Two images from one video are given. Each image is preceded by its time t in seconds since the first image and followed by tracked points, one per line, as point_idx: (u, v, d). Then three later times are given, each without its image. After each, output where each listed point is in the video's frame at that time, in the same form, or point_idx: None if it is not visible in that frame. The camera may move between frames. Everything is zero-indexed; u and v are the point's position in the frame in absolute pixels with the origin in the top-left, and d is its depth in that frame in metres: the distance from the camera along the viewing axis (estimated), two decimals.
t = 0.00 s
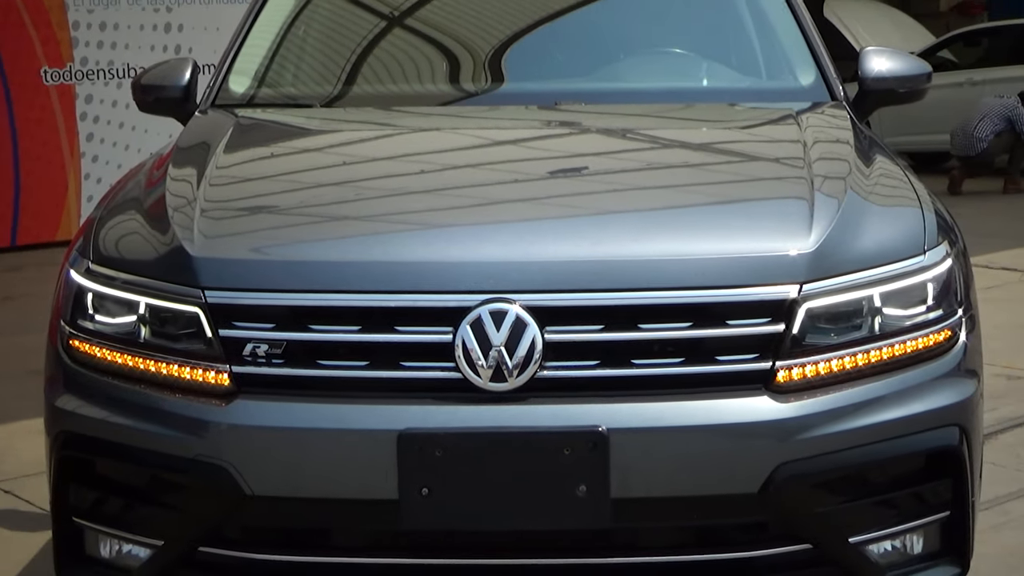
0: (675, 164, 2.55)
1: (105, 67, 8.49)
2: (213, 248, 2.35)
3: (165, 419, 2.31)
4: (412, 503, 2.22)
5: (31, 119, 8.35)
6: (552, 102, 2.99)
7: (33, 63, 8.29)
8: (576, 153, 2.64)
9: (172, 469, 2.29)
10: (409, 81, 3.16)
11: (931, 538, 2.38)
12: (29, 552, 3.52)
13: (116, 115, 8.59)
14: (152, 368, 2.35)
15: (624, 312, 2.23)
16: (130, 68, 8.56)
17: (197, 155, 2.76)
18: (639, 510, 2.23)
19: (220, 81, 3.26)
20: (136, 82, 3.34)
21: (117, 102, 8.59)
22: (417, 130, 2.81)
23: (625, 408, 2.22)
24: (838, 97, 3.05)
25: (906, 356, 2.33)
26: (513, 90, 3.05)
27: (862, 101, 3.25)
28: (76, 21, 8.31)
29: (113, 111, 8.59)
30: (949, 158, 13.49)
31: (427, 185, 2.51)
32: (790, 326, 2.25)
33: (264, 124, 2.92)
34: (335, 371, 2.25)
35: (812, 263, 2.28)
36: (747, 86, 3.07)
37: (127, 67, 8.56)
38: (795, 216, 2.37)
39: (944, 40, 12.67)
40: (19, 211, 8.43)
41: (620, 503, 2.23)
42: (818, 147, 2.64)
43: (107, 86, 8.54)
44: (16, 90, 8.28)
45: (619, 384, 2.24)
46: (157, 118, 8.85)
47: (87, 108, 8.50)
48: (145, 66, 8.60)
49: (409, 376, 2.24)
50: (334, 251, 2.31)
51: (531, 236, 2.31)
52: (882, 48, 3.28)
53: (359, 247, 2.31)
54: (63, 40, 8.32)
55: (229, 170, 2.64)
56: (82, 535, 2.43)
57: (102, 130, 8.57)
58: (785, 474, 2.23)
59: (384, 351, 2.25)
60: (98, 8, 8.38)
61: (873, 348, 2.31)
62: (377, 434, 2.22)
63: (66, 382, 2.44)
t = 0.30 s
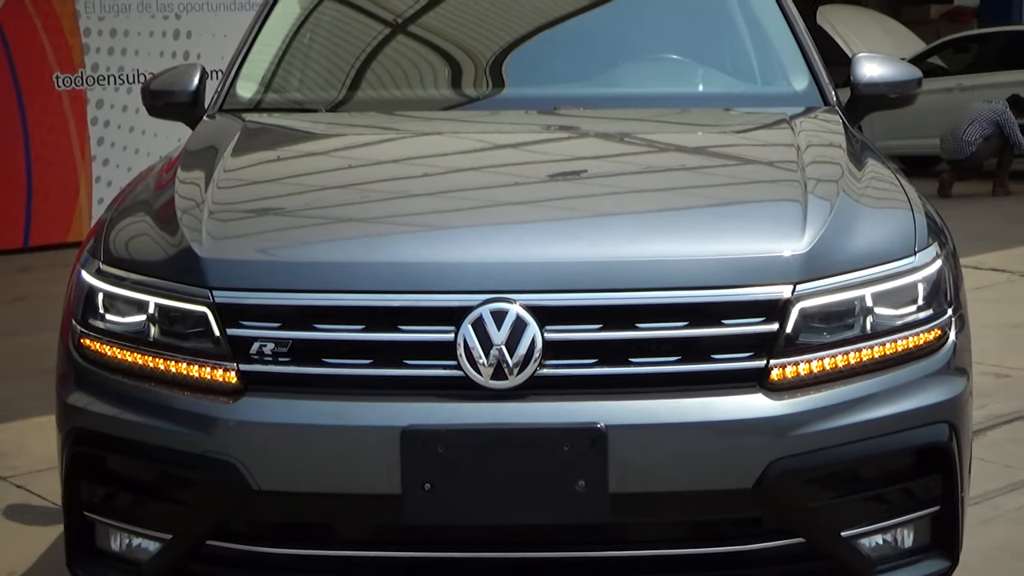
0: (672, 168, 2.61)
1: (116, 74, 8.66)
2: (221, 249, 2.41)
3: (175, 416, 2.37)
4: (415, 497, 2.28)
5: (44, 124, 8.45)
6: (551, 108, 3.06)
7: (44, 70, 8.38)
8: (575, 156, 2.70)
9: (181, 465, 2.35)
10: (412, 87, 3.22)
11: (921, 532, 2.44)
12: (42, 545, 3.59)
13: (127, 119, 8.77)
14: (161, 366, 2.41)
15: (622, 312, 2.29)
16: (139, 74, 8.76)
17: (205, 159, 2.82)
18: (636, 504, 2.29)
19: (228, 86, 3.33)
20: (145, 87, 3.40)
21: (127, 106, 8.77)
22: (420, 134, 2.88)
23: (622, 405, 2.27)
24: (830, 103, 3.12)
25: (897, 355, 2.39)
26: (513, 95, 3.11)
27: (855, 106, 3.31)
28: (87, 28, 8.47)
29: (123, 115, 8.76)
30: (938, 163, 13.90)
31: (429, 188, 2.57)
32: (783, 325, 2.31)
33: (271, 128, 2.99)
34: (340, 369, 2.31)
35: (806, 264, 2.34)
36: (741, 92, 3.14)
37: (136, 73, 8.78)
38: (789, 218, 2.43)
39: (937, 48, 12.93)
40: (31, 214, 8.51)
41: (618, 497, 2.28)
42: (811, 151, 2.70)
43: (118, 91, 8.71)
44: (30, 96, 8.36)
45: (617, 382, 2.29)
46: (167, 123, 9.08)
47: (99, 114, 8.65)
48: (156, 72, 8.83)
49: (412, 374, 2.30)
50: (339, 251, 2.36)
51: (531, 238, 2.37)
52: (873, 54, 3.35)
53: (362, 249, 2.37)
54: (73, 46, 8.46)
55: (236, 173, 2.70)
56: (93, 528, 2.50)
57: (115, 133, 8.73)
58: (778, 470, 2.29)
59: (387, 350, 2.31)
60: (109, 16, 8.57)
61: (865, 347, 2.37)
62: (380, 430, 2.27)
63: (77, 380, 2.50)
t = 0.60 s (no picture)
0: (668, 172, 2.69)
1: (126, 81, 8.96)
2: (228, 252, 2.47)
3: (183, 414, 2.43)
4: (418, 494, 2.34)
5: (56, 129, 8.76)
6: (549, 113, 3.12)
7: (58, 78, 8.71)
8: (574, 160, 2.77)
9: (189, 461, 2.41)
10: (415, 93, 3.29)
11: (910, 526, 2.50)
12: (55, 540, 3.67)
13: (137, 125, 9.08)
14: (170, 365, 2.47)
15: (619, 312, 2.35)
16: (149, 81, 9.07)
17: (213, 163, 2.89)
18: (633, 500, 2.35)
19: (235, 93, 3.40)
20: (154, 94, 3.46)
21: (139, 113, 9.08)
22: (421, 139, 2.95)
23: (619, 403, 2.34)
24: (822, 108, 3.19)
25: (886, 354, 2.46)
26: (513, 101, 3.18)
27: (844, 113, 3.39)
28: (98, 36, 8.78)
29: (134, 121, 9.07)
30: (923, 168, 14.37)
31: (431, 192, 2.64)
32: (776, 325, 2.37)
33: (278, 133, 3.06)
34: (344, 368, 2.37)
35: (797, 265, 2.40)
36: (736, 97, 3.21)
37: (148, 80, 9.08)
38: (781, 221, 2.50)
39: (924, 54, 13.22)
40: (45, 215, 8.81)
41: (614, 492, 2.34)
42: (803, 156, 2.78)
43: (128, 98, 9.01)
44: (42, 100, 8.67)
45: (614, 380, 2.35)
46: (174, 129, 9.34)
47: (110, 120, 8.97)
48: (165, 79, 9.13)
49: (415, 373, 2.36)
50: (344, 253, 2.43)
51: (530, 240, 2.43)
52: (863, 61, 3.42)
53: (366, 251, 2.43)
54: (86, 53, 8.76)
55: (243, 177, 2.77)
56: (104, 523, 2.56)
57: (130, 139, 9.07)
58: (771, 465, 2.35)
59: (390, 349, 2.37)
60: (120, 24, 8.86)
61: (855, 347, 2.44)
62: (383, 427, 2.34)
63: (89, 378, 2.57)
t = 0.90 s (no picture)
0: (664, 175, 2.76)
1: (134, 86, 9.32)
2: (235, 253, 2.53)
3: (191, 411, 2.49)
4: (420, 488, 2.39)
5: (67, 133, 9.17)
6: (548, 118, 3.19)
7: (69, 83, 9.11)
8: (572, 165, 2.85)
9: (197, 457, 2.47)
10: (417, 99, 3.36)
11: (899, 521, 2.57)
12: (66, 534, 3.75)
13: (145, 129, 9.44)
14: (179, 363, 2.53)
15: (617, 312, 2.41)
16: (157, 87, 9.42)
17: (221, 167, 2.96)
18: (630, 495, 2.41)
19: (242, 99, 3.47)
20: (163, 99, 3.53)
21: (146, 118, 9.43)
22: (423, 143, 3.01)
23: (617, 400, 2.39)
24: (814, 113, 3.26)
25: (877, 352, 2.53)
26: (513, 106, 3.25)
27: (835, 119, 3.46)
28: (108, 42, 9.17)
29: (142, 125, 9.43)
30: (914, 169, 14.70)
31: (433, 195, 2.70)
32: (769, 324, 2.43)
33: (284, 137, 3.13)
34: (349, 367, 2.43)
35: (790, 266, 2.47)
36: (730, 102, 3.27)
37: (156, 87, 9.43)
38: (774, 223, 2.56)
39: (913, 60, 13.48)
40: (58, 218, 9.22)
41: (612, 487, 2.40)
42: (796, 160, 2.85)
43: (136, 103, 9.36)
44: (53, 104, 9.07)
45: (611, 378, 2.41)
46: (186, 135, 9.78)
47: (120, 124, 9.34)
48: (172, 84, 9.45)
49: (417, 371, 2.42)
50: (348, 255, 2.49)
51: (529, 242, 2.50)
52: (855, 67, 3.49)
53: (369, 252, 2.49)
54: (95, 59, 9.17)
55: (250, 181, 2.84)
56: (114, 518, 2.63)
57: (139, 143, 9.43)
58: (765, 461, 2.41)
59: (393, 348, 2.43)
60: (129, 31, 9.23)
61: (846, 346, 2.50)
62: (386, 424, 2.39)
63: (99, 377, 2.63)
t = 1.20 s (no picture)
0: (660, 178, 2.83)
1: (146, 92, 9.64)
2: (242, 254, 2.60)
3: (199, 408, 2.56)
4: (423, 483, 2.46)
5: (78, 137, 9.43)
6: (547, 122, 3.26)
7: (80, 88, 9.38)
8: (570, 168, 2.92)
9: (205, 453, 2.54)
10: (419, 104, 3.43)
11: (890, 515, 2.64)
12: (77, 528, 3.82)
13: (155, 133, 9.73)
14: (187, 362, 2.60)
15: (615, 311, 2.47)
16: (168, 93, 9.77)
17: (228, 170, 3.03)
18: (627, 490, 2.47)
19: (249, 103, 3.54)
20: (172, 104, 3.59)
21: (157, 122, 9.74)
22: (425, 147, 3.08)
23: (615, 397, 2.46)
24: (806, 117, 3.33)
25: (868, 350, 2.60)
26: (513, 111, 3.31)
27: (827, 123, 3.52)
28: (119, 49, 9.47)
29: (152, 129, 9.73)
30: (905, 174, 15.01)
31: (435, 197, 2.77)
32: (763, 324, 2.50)
33: (290, 141, 3.20)
34: (353, 365, 2.49)
35: (783, 267, 2.53)
36: (725, 107, 3.34)
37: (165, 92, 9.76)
38: (767, 225, 2.63)
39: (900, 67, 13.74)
40: (68, 220, 9.47)
41: (610, 482, 2.46)
42: (789, 163, 2.93)
43: (148, 108, 9.70)
44: (63, 110, 9.33)
45: (609, 376, 2.47)
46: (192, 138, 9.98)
47: (130, 129, 9.64)
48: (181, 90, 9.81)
49: (420, 369, 2.48)
50: (353, 256, 2.55)
51: (529, 244, 2.56)
52: (847, 73, 3.56)
53: (373, 253, 2.56)
54: (105, 66, 9.44)
55: (257, 184, 2.91)
56: (124, 512, 2.70)
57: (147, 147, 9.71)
58: (759, 456, 2.47)
59: (396, 347, 2.49)
60: (138, 38, 9.53)
61: (838, 345, 2.57)
62: (390, 421, 2.45)
63: (110, 375, 2.70)
